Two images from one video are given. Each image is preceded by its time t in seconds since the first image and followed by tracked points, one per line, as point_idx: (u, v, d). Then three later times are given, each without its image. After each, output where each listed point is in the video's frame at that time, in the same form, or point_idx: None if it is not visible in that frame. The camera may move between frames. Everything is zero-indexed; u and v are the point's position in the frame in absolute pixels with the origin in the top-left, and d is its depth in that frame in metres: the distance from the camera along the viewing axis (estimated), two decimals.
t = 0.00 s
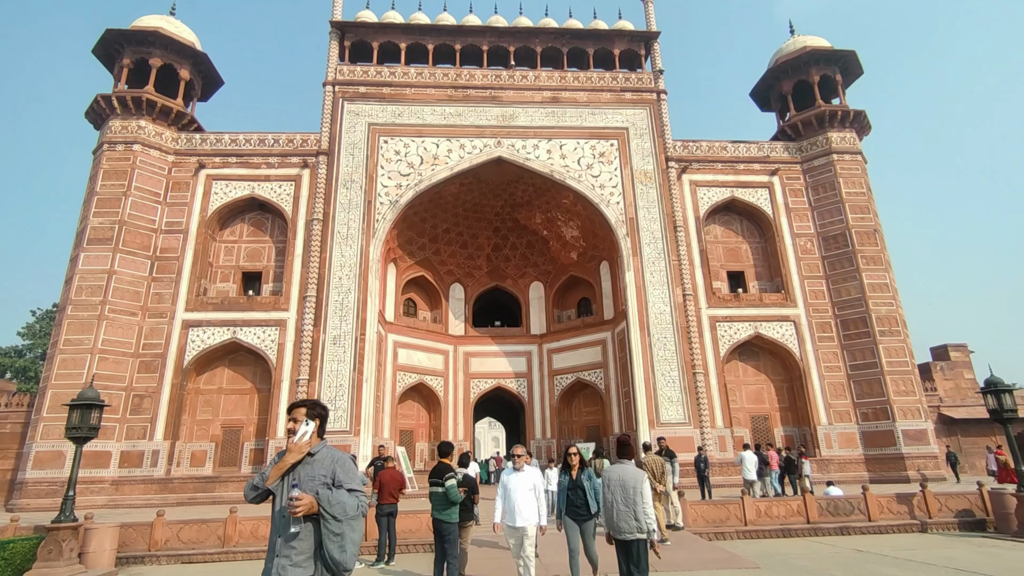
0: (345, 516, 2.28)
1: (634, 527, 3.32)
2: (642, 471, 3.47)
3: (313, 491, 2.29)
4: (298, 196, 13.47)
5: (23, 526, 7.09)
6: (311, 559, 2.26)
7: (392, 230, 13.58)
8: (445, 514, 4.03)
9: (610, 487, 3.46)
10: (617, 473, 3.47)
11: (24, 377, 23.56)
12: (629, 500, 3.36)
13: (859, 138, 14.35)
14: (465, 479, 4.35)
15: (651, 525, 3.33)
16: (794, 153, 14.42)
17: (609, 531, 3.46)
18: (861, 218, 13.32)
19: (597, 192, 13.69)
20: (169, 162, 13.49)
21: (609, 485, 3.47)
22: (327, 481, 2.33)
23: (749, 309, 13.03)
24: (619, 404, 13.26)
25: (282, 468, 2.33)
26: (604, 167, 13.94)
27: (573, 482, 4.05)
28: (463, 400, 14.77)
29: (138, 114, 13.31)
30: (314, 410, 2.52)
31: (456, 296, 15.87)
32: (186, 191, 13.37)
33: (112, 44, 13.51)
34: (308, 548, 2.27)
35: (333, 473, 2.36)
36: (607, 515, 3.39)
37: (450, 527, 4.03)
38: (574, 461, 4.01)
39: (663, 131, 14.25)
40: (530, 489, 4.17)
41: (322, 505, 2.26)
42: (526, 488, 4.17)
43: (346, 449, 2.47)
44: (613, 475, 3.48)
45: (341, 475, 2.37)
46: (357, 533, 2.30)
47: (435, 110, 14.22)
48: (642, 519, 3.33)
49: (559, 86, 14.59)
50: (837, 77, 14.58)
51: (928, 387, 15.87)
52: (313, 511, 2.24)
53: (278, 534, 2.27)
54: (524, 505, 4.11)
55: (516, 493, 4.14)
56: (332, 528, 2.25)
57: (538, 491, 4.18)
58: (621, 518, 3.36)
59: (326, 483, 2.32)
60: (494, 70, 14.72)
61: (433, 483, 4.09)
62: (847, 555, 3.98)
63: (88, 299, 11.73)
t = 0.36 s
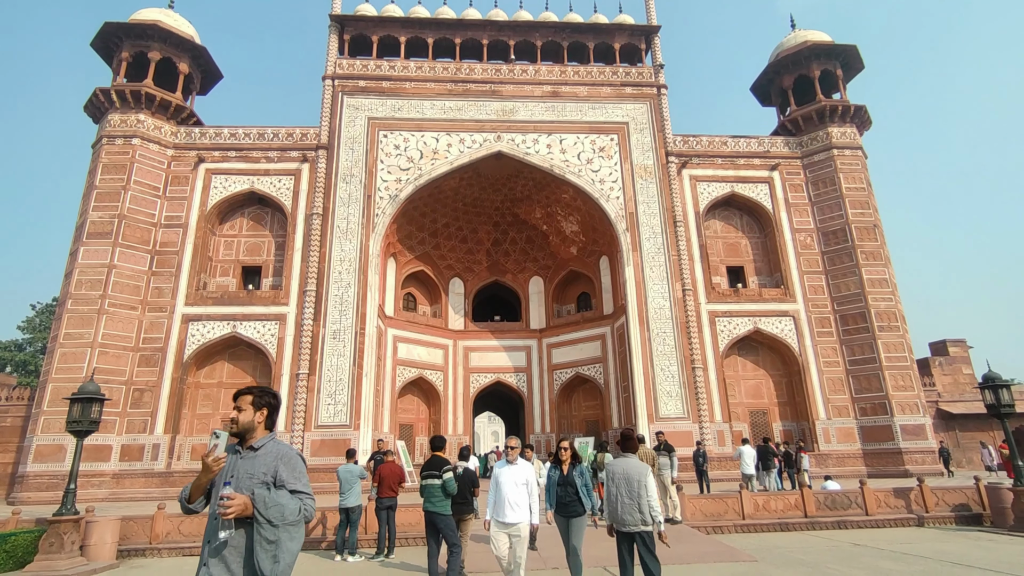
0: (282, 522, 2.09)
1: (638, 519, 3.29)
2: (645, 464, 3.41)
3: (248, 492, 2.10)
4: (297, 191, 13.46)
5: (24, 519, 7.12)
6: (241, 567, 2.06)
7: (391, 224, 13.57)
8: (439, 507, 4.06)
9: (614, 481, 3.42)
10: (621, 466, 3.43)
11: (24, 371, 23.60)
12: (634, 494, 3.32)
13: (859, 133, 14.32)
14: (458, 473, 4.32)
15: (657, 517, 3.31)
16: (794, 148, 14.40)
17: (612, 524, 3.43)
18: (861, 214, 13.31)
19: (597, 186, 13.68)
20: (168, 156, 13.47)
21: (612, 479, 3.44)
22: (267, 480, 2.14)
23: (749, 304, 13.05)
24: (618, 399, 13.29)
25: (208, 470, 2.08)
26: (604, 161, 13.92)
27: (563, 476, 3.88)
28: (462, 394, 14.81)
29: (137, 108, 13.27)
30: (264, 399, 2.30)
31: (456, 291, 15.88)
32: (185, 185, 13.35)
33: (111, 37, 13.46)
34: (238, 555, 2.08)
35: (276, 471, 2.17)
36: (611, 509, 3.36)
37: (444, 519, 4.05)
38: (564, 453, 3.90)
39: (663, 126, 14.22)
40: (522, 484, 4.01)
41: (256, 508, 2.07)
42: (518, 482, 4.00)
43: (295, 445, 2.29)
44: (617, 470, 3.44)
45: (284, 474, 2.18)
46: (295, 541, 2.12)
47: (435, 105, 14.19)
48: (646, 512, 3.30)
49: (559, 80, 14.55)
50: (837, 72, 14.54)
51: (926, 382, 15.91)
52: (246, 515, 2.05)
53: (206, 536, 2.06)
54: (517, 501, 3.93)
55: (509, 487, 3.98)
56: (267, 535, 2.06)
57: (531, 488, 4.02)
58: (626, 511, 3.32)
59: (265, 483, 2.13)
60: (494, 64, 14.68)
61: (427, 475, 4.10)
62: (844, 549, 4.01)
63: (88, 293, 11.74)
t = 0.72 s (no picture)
0: (194, 528, 1.87)
1: (653, 511, 3.16)
2: (658, 455, 3.28)
3: (158, 495, 1.88)
4: (297, 183, 13.44)
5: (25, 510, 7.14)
6: None
7: (391, 217, 13.55)
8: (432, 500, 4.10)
9: (626, 473, 3.28)
10: (633, 458, 3.29)
11: (25, 364, 23.62)
12: (647, 484, 3.19)
13: (860, 126, 14.28)
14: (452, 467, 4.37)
15: (669, 508, 3.18)
16: (794, 142, 14.37)
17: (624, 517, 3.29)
18: (861, 207, 13.30)
19: (597, 179, 13.66)
20: (167, 148, 13.43)
21: (624, 471, 3.29)
22: (180, 480, 1.92)
23: (748, 298, 13.07)
24: (617, 391, 13.33)
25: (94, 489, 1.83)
26: (604, 154, 13.90)
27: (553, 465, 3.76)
28: (462, 387, 14.85)
29: (136, 100, 13.23)
30: (186, 387, 2.09)
31: (455, 284, 15.88)
32: (184, 177, 13.33)
33: (109, 29, 13.40)
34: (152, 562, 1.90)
35: (192, 467, 1.95)
36: (623, 502, 3.22)
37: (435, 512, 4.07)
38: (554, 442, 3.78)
39: (663, 118, 14.18)
40: (505, 479, 3.86)
41: (164, 514, 1.85)
42: (499, 478, 3.87)
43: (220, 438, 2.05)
44: (629, 462, 3.29)
45: (201, 470, 1.94)
46: (211, 548, 1.89)
47: (434, 97, 14.14)
48: (660, 503, 3.17)
49: (560, 73, 14.50)
50: (838, 65, 14.48)
51: (925, 375, 15.95)
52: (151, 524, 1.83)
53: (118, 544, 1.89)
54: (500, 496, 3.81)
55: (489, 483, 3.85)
56: (176, 545, 1.85)
57: (515, 483, 3.88)
58: (638, 502, 3.19)
59: (180, 483, 1.92)
60: (494, 56, 14.62)
61: (419, 470, 4.23)
62: (841, 540, 4.03)
63: (88, 286, 11.74)
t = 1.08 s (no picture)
0: (77, 513, 1.65)
1: (659, 502, 2.81)
2: (667, 445, 2.96)
3: (38, 477, 1.66)
4: (295, 174, 13.39)
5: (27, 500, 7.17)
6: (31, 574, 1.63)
7: (390, 208, 13.51)
8: (414, 494, 3.68)
9: (631, 462, 2.94)
10: (639, 446, 2.95)
11: (25, 354, 23.67)
12: (654, 474, 2.86)
13: (860, 117, 14.22)
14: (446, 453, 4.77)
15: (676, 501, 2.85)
16: (794, 132, 14.32)
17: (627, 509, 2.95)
18: (861, 198, 13.27)
19: (596, 170, 13.63)
20: (165, 138, 13.37)
21: (629, 459, 2.95)
22: (68, 461, 1.71)
23: (747, 289, 13.07)
24: (616, 382, 13.35)
25: None
26: (603, 145, 13.84)
27: (534, 459, 3.39)
28: (461, 377, 14.88)
29: (133, 90, 13.15)
30: (81, 359, 1.88)
31: (454, 275, 15.87)
32: (182, 167, 13.27)
33: (105, 18, 13.30)
34: (22, 557, 1.66)
35: (86, 447, 1.74)
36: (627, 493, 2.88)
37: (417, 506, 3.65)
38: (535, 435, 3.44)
39: (663, 108, 14.12)
40: (488, 470, 3.59)
41: (43, 496, 1.62)
42: (482, 469, 3.58)
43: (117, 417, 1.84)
44: (636, 450, 2.95)
45: (94, 450, 1.73)
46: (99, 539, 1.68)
47: (433, 87, 14.06)
48: (667, 495, 2.83)
49: (559, 63, 14.41)
50: (839, 55, 14.41)
51: (922, 365, 16.02)
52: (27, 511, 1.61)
53: None
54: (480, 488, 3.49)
55: (473, 475, 3.55)
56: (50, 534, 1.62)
57: (497, 475, 3.61)
58: (644, 493, 2.85)
59: (68, 465, 1.71)
60: (494, 46, 14.52)
61: (400, 462, 3.80)
62: (839, 529, 4.04)
63: (86, 276, 11.72)
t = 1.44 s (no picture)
0: None
1: (662, 494, 2.78)
2: (671, 436, 2.92)
3: None
4: (292, 164, 13.29)
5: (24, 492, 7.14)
6: None
7: (388, 199, 13.43)
8: (397, 488, 3.45)
9: (633, 451, 2.90)
10: (644, 436, 2.89)
11: (22, 347, 23.62)
12: (658, 464, 2.81)
13: (861, 107, 14.13)
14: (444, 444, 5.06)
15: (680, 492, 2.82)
16: (794, 123, 14.23)
17: (629, 497, 2.92)
18: (861, 188, 13.21)
19: (595, 161, 13.54)
20: (161, 129, 13.25)
21: (632, 449, 2.90)
22: None
23: (747, 280, 13.02)
24: (615, 373, 13.33)
25: None
26: (602, 135, 13.75)
27: (521, 446, 3.23)
28: (460, 369, 14.86)
29: (128, 80, 13.03)
30: None
31: (453, 267, 15.81)
32: (178, 159, 13.18)
33: (99, 6, 13.14)
34: None
35: None
36: (631, 483, 2.83)
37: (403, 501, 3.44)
38: (523, 422, 3.27)
39: (662, 98, 14.02)
40: (475, 462, 3.25)
41: None
42: (467, 461, 3.25)
43: None
44: (640, 440, 2.89)
45: None
46: None
47: (431, 77, 13.95)
48: (671, 486, 2.79)
49: (558, 52, 14.29)
50: (840, 45, 14.30)
51: (921, 357, 16.01)
52: None
53: None
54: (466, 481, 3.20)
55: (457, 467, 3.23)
56: None
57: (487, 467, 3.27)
58: (648, 483, 2.81)
59: None
60: (492, 35, 14.39)
61: (384, 452, 3.53)
62: (839, 520, 4.02)
63: (83, 268, 11.65)
